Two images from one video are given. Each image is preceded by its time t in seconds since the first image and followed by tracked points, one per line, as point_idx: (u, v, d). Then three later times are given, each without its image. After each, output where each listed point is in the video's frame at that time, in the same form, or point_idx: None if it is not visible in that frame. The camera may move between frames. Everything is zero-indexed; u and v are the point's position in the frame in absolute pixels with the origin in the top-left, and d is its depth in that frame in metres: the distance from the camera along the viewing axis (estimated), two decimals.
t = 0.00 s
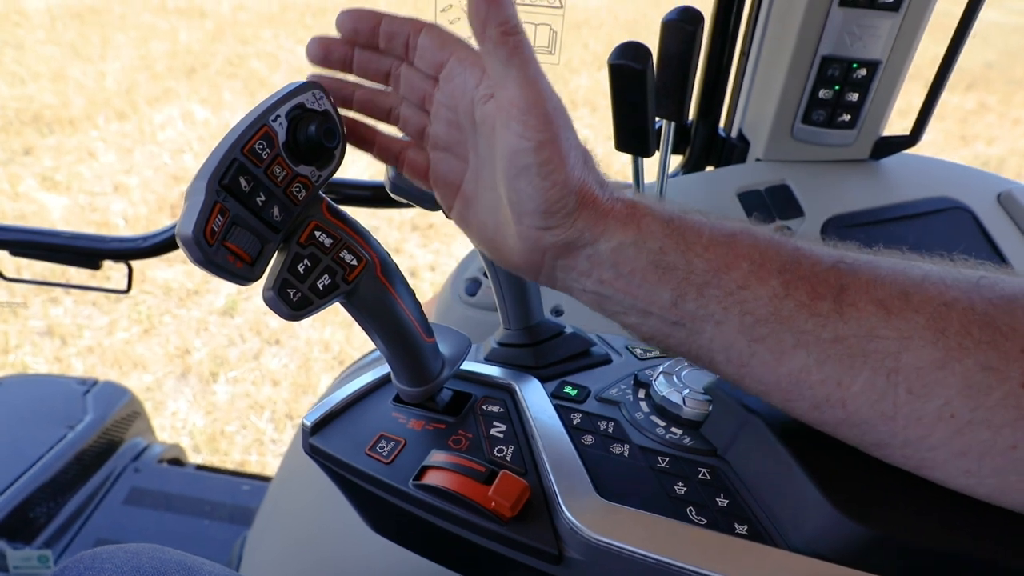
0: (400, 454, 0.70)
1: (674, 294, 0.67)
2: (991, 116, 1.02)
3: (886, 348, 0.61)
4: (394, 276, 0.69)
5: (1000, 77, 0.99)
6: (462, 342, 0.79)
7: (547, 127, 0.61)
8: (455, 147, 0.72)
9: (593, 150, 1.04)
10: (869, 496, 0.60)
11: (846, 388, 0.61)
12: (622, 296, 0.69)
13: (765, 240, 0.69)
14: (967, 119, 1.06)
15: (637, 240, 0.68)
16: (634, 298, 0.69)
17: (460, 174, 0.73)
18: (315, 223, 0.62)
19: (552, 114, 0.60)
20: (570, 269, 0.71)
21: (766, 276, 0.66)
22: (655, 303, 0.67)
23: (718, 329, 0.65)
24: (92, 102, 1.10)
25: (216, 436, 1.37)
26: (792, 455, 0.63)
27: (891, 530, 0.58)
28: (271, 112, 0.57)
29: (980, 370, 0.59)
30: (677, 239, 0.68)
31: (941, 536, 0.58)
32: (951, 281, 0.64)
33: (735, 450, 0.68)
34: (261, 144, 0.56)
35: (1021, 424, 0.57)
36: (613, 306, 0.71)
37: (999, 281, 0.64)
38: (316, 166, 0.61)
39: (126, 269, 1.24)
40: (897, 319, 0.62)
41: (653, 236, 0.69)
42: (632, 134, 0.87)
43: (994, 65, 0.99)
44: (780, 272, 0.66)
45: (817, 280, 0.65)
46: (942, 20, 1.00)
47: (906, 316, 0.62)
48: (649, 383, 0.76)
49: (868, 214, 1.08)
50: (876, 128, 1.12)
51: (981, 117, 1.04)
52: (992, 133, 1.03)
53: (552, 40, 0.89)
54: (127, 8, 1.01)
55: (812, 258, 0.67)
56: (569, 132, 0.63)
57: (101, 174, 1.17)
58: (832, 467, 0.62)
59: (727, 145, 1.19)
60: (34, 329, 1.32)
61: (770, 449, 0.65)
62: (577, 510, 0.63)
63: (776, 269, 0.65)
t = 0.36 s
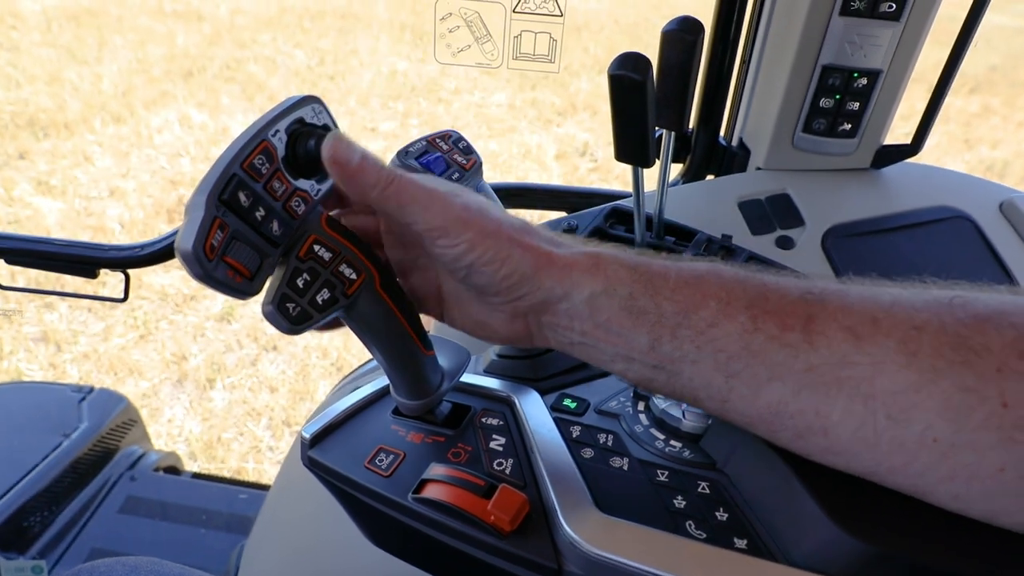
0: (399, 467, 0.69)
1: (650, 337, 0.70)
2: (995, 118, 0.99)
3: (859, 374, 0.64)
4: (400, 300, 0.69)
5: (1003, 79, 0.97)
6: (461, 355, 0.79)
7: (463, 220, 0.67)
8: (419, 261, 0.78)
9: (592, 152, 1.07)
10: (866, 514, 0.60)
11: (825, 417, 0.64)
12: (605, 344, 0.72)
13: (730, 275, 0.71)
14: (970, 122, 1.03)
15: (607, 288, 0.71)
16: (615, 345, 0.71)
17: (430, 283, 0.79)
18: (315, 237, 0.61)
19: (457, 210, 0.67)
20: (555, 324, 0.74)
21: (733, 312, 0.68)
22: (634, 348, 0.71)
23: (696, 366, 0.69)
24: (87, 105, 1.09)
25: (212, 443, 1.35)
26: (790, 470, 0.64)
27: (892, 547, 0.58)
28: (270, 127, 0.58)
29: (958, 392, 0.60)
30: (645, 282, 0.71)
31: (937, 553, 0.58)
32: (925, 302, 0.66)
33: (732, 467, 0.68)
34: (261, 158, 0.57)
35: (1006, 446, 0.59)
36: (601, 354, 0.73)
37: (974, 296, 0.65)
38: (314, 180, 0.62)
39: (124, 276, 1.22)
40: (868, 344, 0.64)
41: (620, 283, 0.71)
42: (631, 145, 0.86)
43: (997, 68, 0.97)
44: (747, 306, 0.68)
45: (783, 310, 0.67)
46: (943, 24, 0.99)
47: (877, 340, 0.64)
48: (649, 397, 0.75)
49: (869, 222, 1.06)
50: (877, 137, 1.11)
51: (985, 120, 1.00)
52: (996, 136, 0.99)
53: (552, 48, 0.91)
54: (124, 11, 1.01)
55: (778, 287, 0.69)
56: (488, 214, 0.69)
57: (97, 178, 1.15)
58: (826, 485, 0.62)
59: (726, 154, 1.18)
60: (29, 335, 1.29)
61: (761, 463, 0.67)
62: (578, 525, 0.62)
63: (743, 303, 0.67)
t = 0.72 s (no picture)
0: (404, 467, 0.70)
1: (604, 371, 0.70)
2: (988, 123, 0.98)
3: (821, 404, 0.63)
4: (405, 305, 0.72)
5: (997, 84, 0.96)
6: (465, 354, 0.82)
7: (404, 280, 0.65)
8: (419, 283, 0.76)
9: (592, 155, 1.09)
10: (864, 511, 0.61)
11: (793, 445, 0.64)
12: (559, 375, 0.73)
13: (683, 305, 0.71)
14: (965, 126, 1.02)
15: (556, 329, 0.71)
16: (571, 379, 0.72)
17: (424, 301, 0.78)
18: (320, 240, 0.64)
19: (398, 269, 0.65)
20: (510, 356, 0.74)
21: (686, 346, 0.68)
22: (590, 380, 0.71)
23: (655, 398, 0.70)
24: (96, 107, 1.10)
25: (217, 441, 1.38)
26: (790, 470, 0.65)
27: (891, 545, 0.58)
28: (277, 131, 0.59)
29: (920, 415, 0.60)
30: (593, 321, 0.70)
31: (937, 550, 0.59)
32: (890, 318, 0.65)
33: (734, 465, 0.70)
34: (268, 162, 0.58)
35: (972, 466, 0.58)
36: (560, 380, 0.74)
37: (934, 307, 0.65)
38: (320, 182, 0.63)
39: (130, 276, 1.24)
40: (825, 371, 0.64)
41: (569, 321, 0.71)
42: (632, 147, 0.88)
43: (990, 73, 0.97)
44: (699, 339, 0.68)
45: (736, 340, 0.67)
46: (943, 29, 1.00)
47: (834, 366, 0.64)
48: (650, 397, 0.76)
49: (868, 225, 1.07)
50: (875, 141, 1.13)
51: (978, 124, 0.99)
52: (989, 140, 0.99)
53: (554, 52, 0.92)
54: (132, 15, 1.02)
55: (732, 315, 0.69)
56: (430, 265, 0.67)
57: (104, 180, 1.17)
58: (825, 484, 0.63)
59: (726, 158, 1.19)
60: (36, 334, 1.34)
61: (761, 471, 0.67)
62: (580, 524, 0.63)
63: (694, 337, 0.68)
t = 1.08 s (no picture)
0: (404, 471, 0.71)
1: (647, 364, 0.67)
2: (985, 128, 0.98)
3: (862, 395, 0.62)
4: (405, 304, 0.72)
5: (995, 88, 0.96)
6: (465, 360, 0.80)
7: (453, 278, 0.64)
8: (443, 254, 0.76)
9: (592, 159, 1.10)
10: (861, 515, 0.62)
11: (823, 435, 0.63)
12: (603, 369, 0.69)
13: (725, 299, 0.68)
14: (962, 131, 1.02)
15: (603, 324, 0.67)
16: (614, 372, 0.69)
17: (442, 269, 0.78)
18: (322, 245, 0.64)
19: (448, 266, 0.64)
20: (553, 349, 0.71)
21: (728, 340, 0.65)
22: (631, 372, 0.68)
23: (693, 391, 0.67)
24: (97, 110, 1.11)
25: (217, 444, 1.37)
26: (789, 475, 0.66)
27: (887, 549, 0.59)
28: (279, 136, 0.60)
29: (954, 412, 0.60)
30: (642, 315, 0.67)
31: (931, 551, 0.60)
32: (922, 318, 0.65)
33: (733, 469, 0.70)
34: (270, 168, 0.59)
35: (1002, 464, 0.58)
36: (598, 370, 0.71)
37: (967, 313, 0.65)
38: (323, 189, 0.64)
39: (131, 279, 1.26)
40: (865, 365, 0.62)
41: (616, 314, 0.67)
42: (631, 152, 0.89)
43: (988, 79, 0.98)
44: (743, 332, 0.65)
45: (779, 333, 0.65)
46: (942, 35, 1.01)
47: (874, 361, 0.63)
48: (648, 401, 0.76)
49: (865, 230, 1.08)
50: (873, 146, 1.13)
51: (976, 129, 0.99)
52: (987, 145, 0.98)
53: (554, 58, 0.92)
54: (132, 18, 1.02)
55: (774, 311, 0.67)
56: (478, 262, 0.65)
57: (106, 183, 1.17)
58: (823, 487, 0.64)
59: (726, 162, 1.19)
60: (37, 336, 1.33)
61: (760, 473, 0.68)
62: (580, 528, 0.64)
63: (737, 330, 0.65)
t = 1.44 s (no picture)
0: (406, 472, 0.71)
1: (643, 390, 0.67)
2: (984, 133, 0.98)
3: (869, 426, 0.64)
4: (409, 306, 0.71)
5: (993, 94, 0.96)
6: (466, 364, 0.81)
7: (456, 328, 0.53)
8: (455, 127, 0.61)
9: (592, 163, 1.10)
10: (864, 520, 0.63)
11: (818, 450, 0.65)
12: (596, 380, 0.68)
13: (766, 319, 0.67)
14: (960, 136, 1.02)
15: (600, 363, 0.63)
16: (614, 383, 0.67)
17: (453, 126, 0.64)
18: (326, 247, 0.64)
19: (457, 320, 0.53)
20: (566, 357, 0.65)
21: (731, 381, 0.65)
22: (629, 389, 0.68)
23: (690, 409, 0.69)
24: (97, 111, 1.10)
25: (215, 445, 1.38)
26: (790, 480, 0.66)
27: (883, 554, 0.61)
28: (284, 139, 0.60)
29: (955, 433, 0.62)
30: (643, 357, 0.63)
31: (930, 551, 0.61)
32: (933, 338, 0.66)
33: (734, 472, 0.70)
34: (275, 170, 0.59)
35: (997, 469, 0.62)
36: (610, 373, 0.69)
37: (975, 329, 0.66)
38: (327, 191, 0.64)
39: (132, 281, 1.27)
40: (868, 397, 0.64)
41: (617, 361, 0.63)
42: (633, 155, 0.89)
43: (985, 84, 0.97)
44: (747, 373, 0.65)
45: (791, 368, 0.65)
46: (942, 40, 1.01)
47: (878, 393, 0.64)
48: (650, 404, 0.76)
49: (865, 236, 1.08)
50: (873, 152, 1.14)
51: (974, 134, 0.99)
52: (985, 150, 0.98)
53: (556, 62, 0.92)
54: (134, 20, 1.02)
55: (795, 339, 0.66)
56: (491, 316, 0.53)
57: (105, 183, 1.16)
58: (824, 492, 0.65)
59: (726, 167, 1.19)
60: (36, 337, 1.34)
61: (759, 473, 0.69)
62: (582, 532, 0.64)
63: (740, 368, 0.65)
